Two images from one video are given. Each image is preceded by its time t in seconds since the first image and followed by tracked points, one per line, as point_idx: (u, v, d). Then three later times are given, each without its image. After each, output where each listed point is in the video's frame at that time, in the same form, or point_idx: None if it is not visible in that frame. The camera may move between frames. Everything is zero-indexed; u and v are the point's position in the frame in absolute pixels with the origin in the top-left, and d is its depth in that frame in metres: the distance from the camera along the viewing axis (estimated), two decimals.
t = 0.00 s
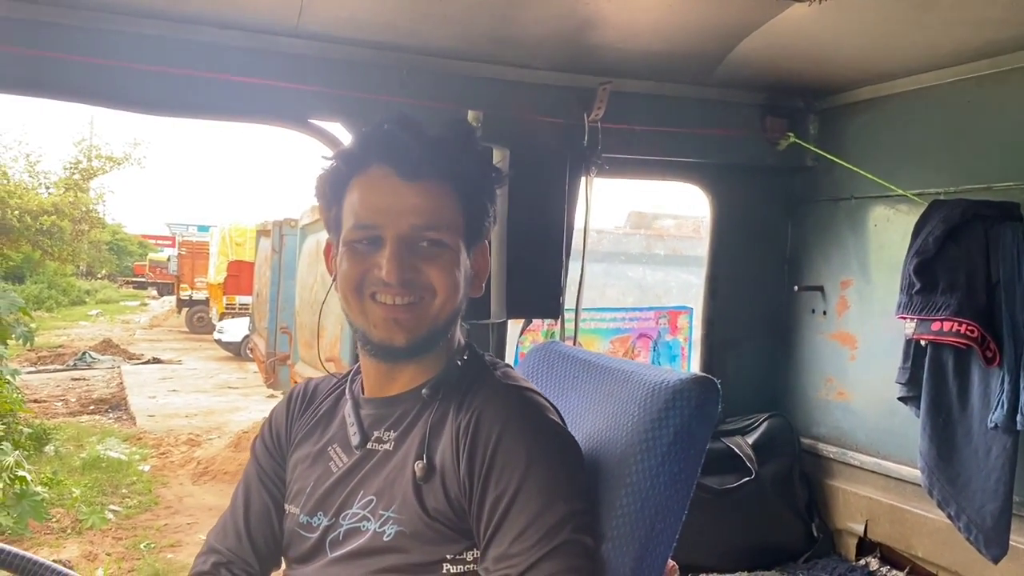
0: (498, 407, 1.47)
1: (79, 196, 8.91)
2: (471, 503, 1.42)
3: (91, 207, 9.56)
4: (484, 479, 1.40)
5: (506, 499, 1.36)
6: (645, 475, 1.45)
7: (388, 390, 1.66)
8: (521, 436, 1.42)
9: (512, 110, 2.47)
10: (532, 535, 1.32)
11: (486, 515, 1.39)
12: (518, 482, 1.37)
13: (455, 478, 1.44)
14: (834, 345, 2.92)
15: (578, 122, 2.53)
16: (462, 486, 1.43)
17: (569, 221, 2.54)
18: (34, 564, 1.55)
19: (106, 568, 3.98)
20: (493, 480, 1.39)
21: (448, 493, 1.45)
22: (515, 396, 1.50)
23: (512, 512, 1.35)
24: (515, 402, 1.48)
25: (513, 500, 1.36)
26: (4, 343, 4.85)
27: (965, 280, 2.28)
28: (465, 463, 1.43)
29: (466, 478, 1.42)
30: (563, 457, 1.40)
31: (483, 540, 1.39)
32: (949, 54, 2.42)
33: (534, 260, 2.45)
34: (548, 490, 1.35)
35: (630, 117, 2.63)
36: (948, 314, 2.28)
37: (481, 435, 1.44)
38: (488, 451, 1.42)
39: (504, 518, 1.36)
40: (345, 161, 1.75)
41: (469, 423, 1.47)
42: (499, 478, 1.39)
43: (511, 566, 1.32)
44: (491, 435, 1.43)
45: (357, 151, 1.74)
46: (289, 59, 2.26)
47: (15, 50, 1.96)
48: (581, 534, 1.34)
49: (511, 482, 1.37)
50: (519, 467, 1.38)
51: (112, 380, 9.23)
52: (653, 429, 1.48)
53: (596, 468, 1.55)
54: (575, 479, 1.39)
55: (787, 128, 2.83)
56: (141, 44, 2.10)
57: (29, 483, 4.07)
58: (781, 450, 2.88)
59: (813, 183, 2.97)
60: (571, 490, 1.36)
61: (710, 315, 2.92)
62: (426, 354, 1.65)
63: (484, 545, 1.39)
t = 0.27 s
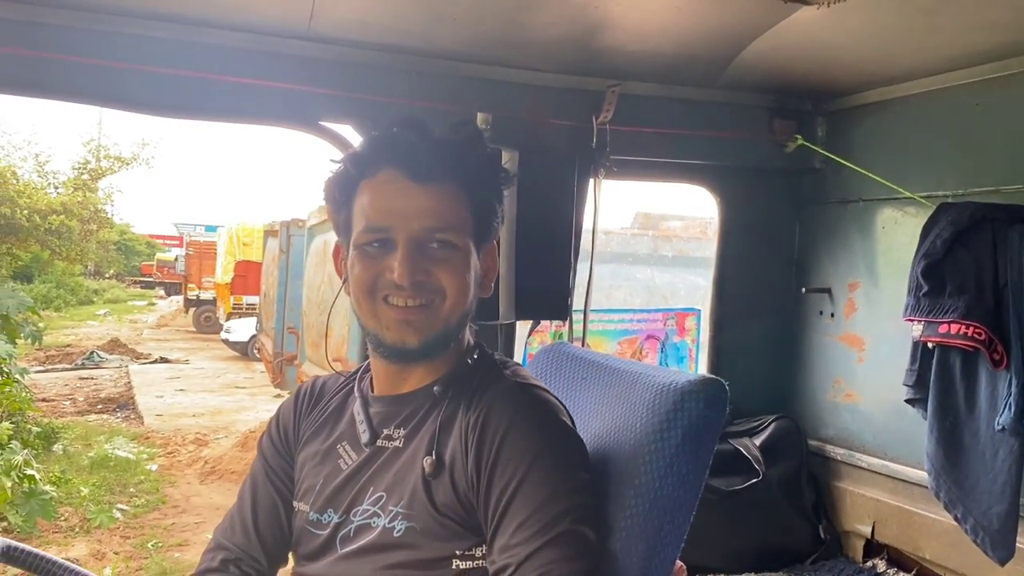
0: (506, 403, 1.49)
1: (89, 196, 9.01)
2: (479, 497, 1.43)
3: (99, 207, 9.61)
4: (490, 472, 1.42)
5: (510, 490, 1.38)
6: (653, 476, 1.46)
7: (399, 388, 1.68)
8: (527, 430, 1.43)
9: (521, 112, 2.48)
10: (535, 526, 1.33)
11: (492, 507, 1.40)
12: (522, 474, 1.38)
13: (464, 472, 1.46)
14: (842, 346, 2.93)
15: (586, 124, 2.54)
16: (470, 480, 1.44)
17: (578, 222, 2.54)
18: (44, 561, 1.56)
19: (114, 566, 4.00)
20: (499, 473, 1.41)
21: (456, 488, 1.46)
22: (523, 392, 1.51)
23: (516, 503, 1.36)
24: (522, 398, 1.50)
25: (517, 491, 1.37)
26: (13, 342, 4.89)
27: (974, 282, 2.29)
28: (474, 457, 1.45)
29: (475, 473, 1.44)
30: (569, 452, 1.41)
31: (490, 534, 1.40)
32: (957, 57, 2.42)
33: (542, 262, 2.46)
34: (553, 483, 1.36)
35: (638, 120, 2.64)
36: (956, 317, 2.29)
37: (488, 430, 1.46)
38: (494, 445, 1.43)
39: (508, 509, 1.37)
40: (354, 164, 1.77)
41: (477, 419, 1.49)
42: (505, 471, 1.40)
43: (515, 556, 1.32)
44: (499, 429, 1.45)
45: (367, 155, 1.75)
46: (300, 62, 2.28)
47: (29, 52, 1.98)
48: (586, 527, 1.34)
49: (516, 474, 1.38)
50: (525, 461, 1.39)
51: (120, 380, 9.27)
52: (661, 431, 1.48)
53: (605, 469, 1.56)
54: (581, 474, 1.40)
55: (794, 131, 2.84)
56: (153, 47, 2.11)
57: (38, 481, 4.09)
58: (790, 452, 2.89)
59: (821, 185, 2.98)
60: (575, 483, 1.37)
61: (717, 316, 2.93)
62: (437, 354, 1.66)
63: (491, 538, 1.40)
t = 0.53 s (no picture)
0: (521, 404, 1.50)
1: (99, 196, 9.13)
2: (495, 498, 1.44)
3: (109, 207, 9.67)
4: (507, 474, 1.43)
5: (528, 492, 1.39)
6: (668, 476, 1.46)
7: (413, 388, 1.69)
8: (544, 432, 1.44)
9: (534, 114, 2.50)
10: (553, 529, 1.34)
11: (509, 509, 1.41)
12: (538, 476, 1.39)
13: (479, 473, 1.47)
14: (854, 348, 2.94)
15: (600, 126, 2.55)
16: (486, 481, 1.46)
17: (591, 223, 2.56)
18: (69, 560, 1.46)
19: (124, 565, 4.02)
20: (516, 475, 1.42)
21: (471, 488, 1.47)
22: (538, 394, 1.52)
23: (534, 505, 1.37)
24: (538, 399, 1.51)
25: (534, 493, 1.38)
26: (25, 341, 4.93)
27: (986, 285, 2.29)
28: (489, 458, 1.46)
29: (490, 474, 1.45)
30: (584, 453, 1.43)
31: (506, 535, 1.41)
32: (970, 59, 2.42)
33: (555, 263, 2.48)
34: (568, 484, 1.37)
35: (651, 122, 2.65)
36: (969, 319, 2.29)
37: (505, 432, 1.47)
38: (511, 447, 1.45)
39: (526, 512, 1.38)
40: (370, 167, 1.78)
41: (493, 420, 1.50)
42: (522, 473, 1.41)
43: (532, 558, 1.33)
44: (515, 431, 1.46)
45: (382, 158, 1.77)
46: (316, 64, 2.30)
47: (48, 54, 2.00)
48: (603, 529, 1.35)
49: (533, 477, 1.39)
50: (542, 463, 1.40)
51: (129, 379, 9.32)
52: (676, 432, 1.49)
53: (619, 469, 1.57)
54: (597, 476, 1.41)
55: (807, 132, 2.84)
56: (170, 50, 2.13)
57: (49, 480, 4.12)
58: (802, 453, 2.90)
59: (832, 187, 2.98)
60: (590, 484, 1.38)
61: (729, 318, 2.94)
62: (452, 355, 1.67)
63: (507, 539, 1.41)
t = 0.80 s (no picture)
0: (529, 405, 1.51)
1: (106, 197, 9.26)
2: (504, 500, 1.46)
3: (117, 208, 9.72)
4: (517, 477, 1.44)
5: (539, 496, 1.40)
6: (674, 475, 1.47)
7: (419, 386, 1.71)
8: (553, 435, 1.45)
9: (541, 116, 2.51)
10: (565, 533, 1.36)
11: (519, 512, 1.43)
12: (548, 480, 1.41)
13: (487, 475, 1.48)
14: (859, 349, 2.94)
15: (606, 128, 2.56)
16: (494, 483, 1.47)
17: (597, 225, 2.57)
18: (76, 556, 1.48)
19: (131, 564, 4.05)
20: (526, 478, 1.43)
21: (479, 489, 1.49)
22: (546, 395, 1.53)
23: (546, 509, 1.39)
24: (546, 401, 1.52)
25: (546, 498, 1.40)
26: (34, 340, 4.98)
27: (991, 286, 2.29)
28: (498, 460, 1.47)
29: (499, 476, 1.47)
30: (593, 455, 1.44)
31: (516, 537, 1.43)
32: (976, 61, 2.42)
33: (561, 264, 2.49)
34: (578, 488, 1.39)
35: (657, 123, 2.67)
36: (974, 321, 2.30)
37: (513, 434, 1.48)
38: (521, 450, 1.46)
39: (537, 516, 1.40)
40: (378, 168, 1.80)
41: (501, 422, 1.51)
42: (533, 477, 1.42)
43: (545, 563, 1.35)
44: (524, 434, 1.47)
45: (390, 159, 1.78)
46: (324, 66, 2.31)
47: (60, 57, 2.03)
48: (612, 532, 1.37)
49: (544, 481, 1.41)
50: (551, 466, 1.42)
51: (136, 379, 9.36)
52: (682, 430, 1.50)
53: (625, 467, 1.58)
54: (606, 479, 1.42)
55: (812, 134, 2.85)
56: (180, 51, 2.16)
57: (57, 479, 4.15)
58: (806, 454, 2.92)
59: (839, 189, 2.99)
60: (599, 487, 1.40)
61: (734, 319, 2.94)
62: (461, 353, 1.69)
63: (517, 542, 1.43)
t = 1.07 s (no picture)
0: (530, 408, 1.52)
1: (112, 197, 9.35)
2: (504, 503, 1.46)
3: (123, 208, 9.76)
4: (517, 480, 1.45)
5: (540, 499, 1.41)
6: (674, 477, 1.48)
7: (422, 388, 1.72)
8: (554, 438, 1.46)
9: (544, 117, 2.52)
10: (565, 535, 1.36)
11: (519, 515, 1.43)
12: (549, 483, 1.41)
13: (488, 478, 1.49)
14: (862, 351, 2.94)
15: (609, 130, 2.57)
16: (494, 486, 1.48)
17: (599, 226, 2.58)
18: (79, 555, 1.49)
19: (136, 563, 4.07)
20: (526, 482, 1.44)
21: (480, 492, 1.50)
22: (547, 399, 1.54)
23: (546, 512, 1.40)
24: (546, 404, 1.52)
25: (546, 501, 1.40)
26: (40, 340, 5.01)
27: (993, 289, 2.29)
28: (499, 463, 1.48)
29: (500, 479, 1.47)
30: (594, 459, 1.45)
31: (516, 540, 1.44)
32: (979, 63, 2.42)
33: (564, 265, 2.50)
34: (578, 491, 1.39)
35: (660, 125, 2.67)
36: (976, 323, 2.30)
37: (514, 437, 1.49)
38: (521, 453, 1.47)
39: (537, 519, 1.40)
40: (384, 169, 1.81)
41: (502, 425, 1.51)
42: (533, 480, 1.43)
43: (545, 566, 1.36)
44: (525, 436, 1.48)
45: (396, 161, 1.79)
46: (328, 68, 2.33)
47: (67, 59, 2.05)
48: (612, 536, 1.38)
49: (544, 484, 1.41)
50: (551, 469, 1.42)
51: (143, 379, 9.40)
52: (682, 432, 1.50)
53: (626, 469, 1.58)
54: (606, 482, 1.43)
55: (816, 136, 2.85)
56: (186, 53, 2.17)
57: (63, 478, 4.17)
58: (809, 456, 2.92)
59: (842, 190, 2.99)
60: (599, 490, 1.40)
61: (738, 320, 2.95)
62: (466, 354, 1.70)
63: (517, 544, 1.44)
